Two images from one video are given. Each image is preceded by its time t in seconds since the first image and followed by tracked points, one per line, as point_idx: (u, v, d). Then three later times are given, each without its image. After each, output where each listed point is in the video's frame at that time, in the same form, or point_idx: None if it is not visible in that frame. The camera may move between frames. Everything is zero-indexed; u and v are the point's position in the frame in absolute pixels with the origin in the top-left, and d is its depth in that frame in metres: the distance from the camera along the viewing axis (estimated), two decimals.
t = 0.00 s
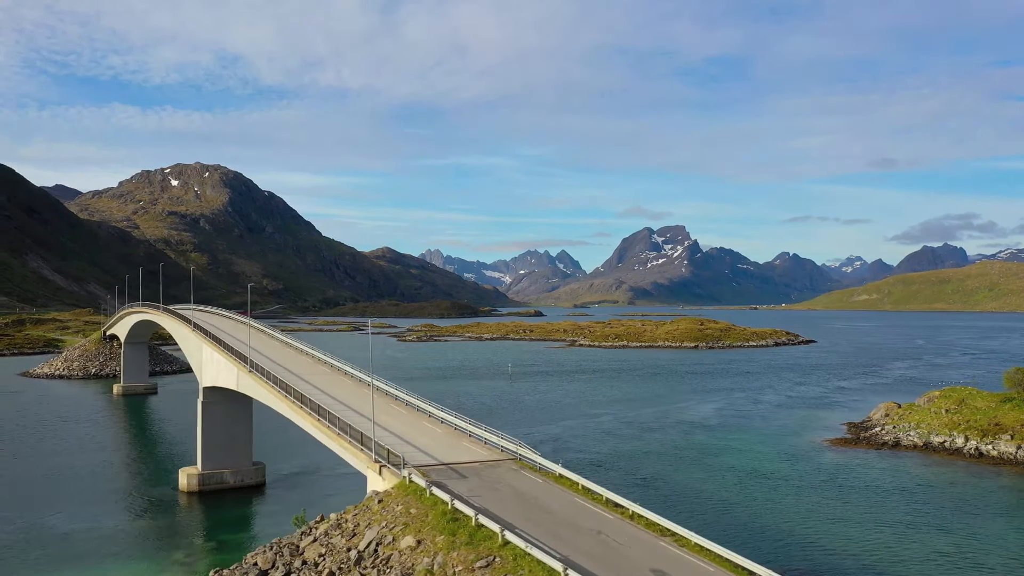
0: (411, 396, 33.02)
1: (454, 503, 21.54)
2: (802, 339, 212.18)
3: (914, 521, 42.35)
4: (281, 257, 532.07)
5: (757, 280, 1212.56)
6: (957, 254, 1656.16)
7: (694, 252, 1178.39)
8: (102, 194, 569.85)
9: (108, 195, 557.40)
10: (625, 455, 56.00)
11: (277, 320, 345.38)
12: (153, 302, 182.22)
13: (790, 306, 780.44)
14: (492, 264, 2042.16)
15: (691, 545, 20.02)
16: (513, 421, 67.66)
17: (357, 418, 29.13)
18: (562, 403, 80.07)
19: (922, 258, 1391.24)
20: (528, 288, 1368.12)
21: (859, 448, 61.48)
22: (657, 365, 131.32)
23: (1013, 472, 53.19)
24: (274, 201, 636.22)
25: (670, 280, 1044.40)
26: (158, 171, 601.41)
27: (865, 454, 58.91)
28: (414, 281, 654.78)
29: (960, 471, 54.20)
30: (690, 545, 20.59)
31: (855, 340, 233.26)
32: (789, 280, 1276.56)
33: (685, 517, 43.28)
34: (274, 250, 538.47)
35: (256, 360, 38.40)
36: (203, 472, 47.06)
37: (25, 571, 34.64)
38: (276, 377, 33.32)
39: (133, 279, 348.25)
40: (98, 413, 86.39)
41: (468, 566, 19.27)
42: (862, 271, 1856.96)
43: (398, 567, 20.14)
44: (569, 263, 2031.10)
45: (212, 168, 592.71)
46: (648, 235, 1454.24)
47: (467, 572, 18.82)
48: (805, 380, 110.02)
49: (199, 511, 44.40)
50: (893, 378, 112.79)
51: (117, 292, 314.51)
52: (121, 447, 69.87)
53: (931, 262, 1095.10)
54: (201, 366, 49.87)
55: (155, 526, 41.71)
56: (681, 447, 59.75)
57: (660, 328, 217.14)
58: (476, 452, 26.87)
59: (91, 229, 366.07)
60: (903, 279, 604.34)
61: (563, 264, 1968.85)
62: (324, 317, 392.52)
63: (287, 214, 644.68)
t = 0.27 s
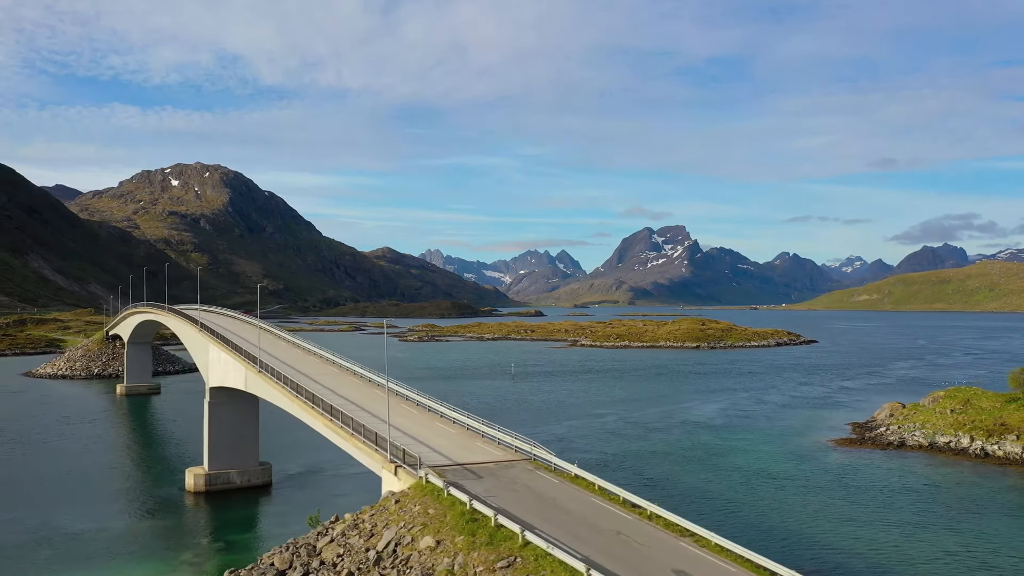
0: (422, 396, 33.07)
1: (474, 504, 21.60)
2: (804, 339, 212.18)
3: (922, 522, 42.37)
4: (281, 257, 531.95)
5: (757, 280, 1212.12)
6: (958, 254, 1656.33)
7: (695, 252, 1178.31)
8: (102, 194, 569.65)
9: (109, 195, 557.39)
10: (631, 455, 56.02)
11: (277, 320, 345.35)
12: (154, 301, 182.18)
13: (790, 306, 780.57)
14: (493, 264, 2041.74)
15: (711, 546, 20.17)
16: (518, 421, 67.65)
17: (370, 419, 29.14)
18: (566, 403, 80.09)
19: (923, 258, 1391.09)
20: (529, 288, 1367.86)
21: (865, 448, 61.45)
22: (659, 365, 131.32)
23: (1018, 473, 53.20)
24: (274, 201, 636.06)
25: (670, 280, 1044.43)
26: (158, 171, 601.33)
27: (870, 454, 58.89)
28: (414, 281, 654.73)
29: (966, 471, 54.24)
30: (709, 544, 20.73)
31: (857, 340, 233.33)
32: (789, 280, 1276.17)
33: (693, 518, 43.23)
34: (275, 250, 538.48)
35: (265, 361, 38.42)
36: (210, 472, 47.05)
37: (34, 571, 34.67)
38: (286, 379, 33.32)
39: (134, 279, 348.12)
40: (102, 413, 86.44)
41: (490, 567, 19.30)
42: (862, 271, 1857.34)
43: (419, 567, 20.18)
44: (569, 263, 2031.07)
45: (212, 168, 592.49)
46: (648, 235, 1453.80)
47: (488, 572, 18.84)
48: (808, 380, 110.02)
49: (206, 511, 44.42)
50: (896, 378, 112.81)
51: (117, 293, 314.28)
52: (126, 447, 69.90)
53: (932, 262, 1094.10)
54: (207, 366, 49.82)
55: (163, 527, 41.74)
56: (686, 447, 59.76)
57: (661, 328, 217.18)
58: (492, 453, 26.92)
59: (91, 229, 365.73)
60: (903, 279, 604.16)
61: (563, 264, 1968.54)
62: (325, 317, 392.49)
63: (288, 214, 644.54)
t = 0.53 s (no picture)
0: (433, 396, 33.21)
1: (493, 504, 21.73)
2: (805, 339, 212.19)
3: (930, 521, 42.39)
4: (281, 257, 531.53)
5: (757, 280, 1211.97)
6: (958, 254, 1656.70)
7: (695, 251, 1178.22)
8: (102, 194, 569.27)
9: (109, 195, 557.03)
10: (637, 455, 56.02)
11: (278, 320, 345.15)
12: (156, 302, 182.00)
13: (791, 306, 780.71)
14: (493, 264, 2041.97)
15: (730, 546, 20.41)
16: (522, 421, 67.62)
17: (383, 420, 29.23)
18: (570, 403, 79.99)
19: (923, 257, 1390.74)
20: (529, 288, 1367.55)
21: (870, 448, 61.44)
22: (662, 365, 131.22)
23: None
24: (275, 201, 635.75)
25: (671, 280, 1044.35)
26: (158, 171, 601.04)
27: (875, 454, 58.93)
28: (414, 281, 654.48)
29: (972, 471, 54.21)
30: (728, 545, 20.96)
31: (858, 340, 233.32)
32: (790, 280, 1276.32)
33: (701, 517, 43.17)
34: (275, 250, 538.19)
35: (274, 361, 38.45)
36: (217, 472, 47.04)
37: (44, 571, 34.70)
38: (297, 378, 33.41)
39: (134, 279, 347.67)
40: (105, 413, 86.43)
41: (511, 567, 19.41)
42: (862, 271, 1857.42)
43: (439, 568, 20.29)
44: (569, 263, 2031.31)
45: (212, 168, 592.20)
46: (648, 235, 1453.35)
47: (510, 572, 18.95)
48: (810, 380, 109.98)
49: (212, 511, 44.41)
50: (899, 378, 112.77)
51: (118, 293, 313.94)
52: (130, 447, 69.87)
53: (932, 262, 1093.63)
54: (214, 366, 49.90)
55: (170, 527, 41.72)
56: (692, 447, 59.76)
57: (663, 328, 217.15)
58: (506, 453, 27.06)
59: (91, 229, 365.07)
60: (904, 279, 604.17)
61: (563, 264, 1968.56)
62: (325, 317, 392.26)
63: (288, 214, 644.32)
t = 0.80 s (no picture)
0: (444, 396, 33.26)
1: (511, 505, 21.75)
2: (807, 339, 212.13)
3: (939, 522, 42.34)
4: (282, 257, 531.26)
5: (757, 280, 1211.91)
6: (958, 254, 1656.29)
7: (695, 251, 1178.20)
8: (102, 194, 569.09)
9: (109, 195, 556.93)
10: (643, 455, 55.99)
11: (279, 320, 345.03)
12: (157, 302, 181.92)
13: (791, 306, 780.94)
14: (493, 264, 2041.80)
15: (749, 546, 20.57)
16: (527, 421, 67.58)
17: (396, 421, 29.26)
18: (574, 403, 79.95)
19: (923, 257, 1390.61)
20: (529, 288, 1367.26)
21: (875, 448, 61.44)
22: (664, 365, 131.12)
23: None
24: (275, 201, 635.69)
25: (671, 280, 1044.35)
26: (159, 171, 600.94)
27: (881, 454, 58.91)
28: (415, 281, 654.32)
29: (978, 471, 54.20)
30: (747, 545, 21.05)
31: (859, 340, 233.22)
32: (790, 280, 1276.57)
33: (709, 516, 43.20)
34: (275, 250, 538.08)
35: (284, 361, 38.54)
36: (224, 472, 47.00)
37: (54, 572, 34.66)
38: (307, 379, 33.49)
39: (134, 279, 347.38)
40: (109, 413, 86.38)
41: (531, 566, 19.45)
42: (862, 271, 1857.81)
43: (459, 567, 20.35)
44: (569, 263, 2031.06)
45: (213, 168, 591.96)
46: (649, 235, 1453.24)
47: (531, 573, 18.96)
48: (814, 380, 109.89)
49: (219, 511, 44.36)
50: (902, 378, 112.74)
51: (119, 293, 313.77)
52: (135, 447, 69.78)
53: (932, 262, 1093.29)
54: (220, 366, 49.87)
55: (179, 526, 41.73)
56: (697, 447, 59.74)
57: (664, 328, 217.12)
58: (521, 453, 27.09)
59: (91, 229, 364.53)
60: (904, 279, 604.26)
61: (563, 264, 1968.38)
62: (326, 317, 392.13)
63: (288, 214, 644.27)
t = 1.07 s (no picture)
0: (455, 396, 33.33)
1: (530, 506, 21.78)
2: (808, 339, 212.06)
3: (947, 521, 42.34)
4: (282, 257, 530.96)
5: (758, 280, 1211.53)
6: (958, 254, 1655.77)
7: (695, 251, 1177.95)
8: (103, 194, 569.01)
9: (109, 195, 556.80)
10: (648, 455, 56.06)
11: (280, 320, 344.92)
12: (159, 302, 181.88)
13: (791, 306, 780.56)
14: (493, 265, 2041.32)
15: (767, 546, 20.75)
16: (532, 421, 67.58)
17: (409, 422, 29.30)
18: (578, 403, 79.97)
19: (923, 256, 1390.25)
20: (529, 288, 1366.86)
21: (880, 448, 61.46)
22: (667, 365, 131.11)
23: None
24: (276, 201, 635.69)
25: (671, 280, 1044.29)
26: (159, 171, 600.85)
27: (886, 455, 58.94)
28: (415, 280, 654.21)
29: (983, 471, 54.19)
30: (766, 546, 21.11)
31: (861, 340, 233.12)
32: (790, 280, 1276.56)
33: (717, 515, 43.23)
34: (276, 250, 537.95)
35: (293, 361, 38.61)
36: (231, 472, 46.98)
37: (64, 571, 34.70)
38: (319, 379, 33.54)
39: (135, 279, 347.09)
40: (113, 413, 86.41)
41: (551, 566, 19.47)
42: (862, 271, 1857.44)
43: (479, 567, 20.36)
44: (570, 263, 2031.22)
45: (213, 168, 591.86)
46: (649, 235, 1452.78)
47: (552, 572, 18.98)
48: (817, 380, 109.89)
49: (226, 511, 44.36)
50: (905, 378, 112.76)
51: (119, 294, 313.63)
52: (139, 447, 69.81)
53: (932, 262, 1092.68)
54: (227, 366, 49.84)
55: (187, 526, 41.78)
56: (702, 447, 59.78)
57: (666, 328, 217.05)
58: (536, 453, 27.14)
59: (92, 229, 364.29)
60: (904, 279, 604.19)
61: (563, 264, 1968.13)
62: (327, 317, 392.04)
63: (289, 214, 644.20)
